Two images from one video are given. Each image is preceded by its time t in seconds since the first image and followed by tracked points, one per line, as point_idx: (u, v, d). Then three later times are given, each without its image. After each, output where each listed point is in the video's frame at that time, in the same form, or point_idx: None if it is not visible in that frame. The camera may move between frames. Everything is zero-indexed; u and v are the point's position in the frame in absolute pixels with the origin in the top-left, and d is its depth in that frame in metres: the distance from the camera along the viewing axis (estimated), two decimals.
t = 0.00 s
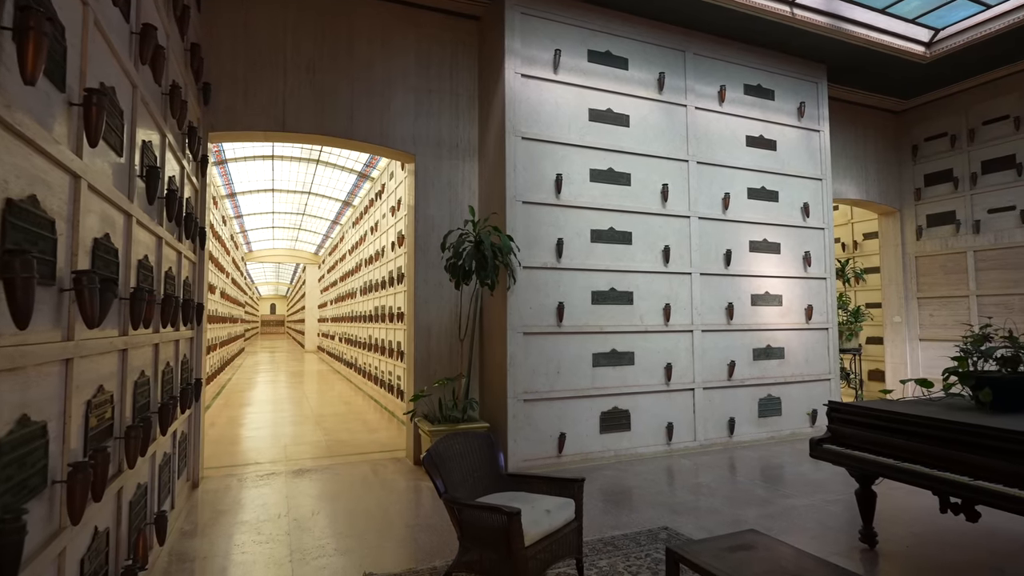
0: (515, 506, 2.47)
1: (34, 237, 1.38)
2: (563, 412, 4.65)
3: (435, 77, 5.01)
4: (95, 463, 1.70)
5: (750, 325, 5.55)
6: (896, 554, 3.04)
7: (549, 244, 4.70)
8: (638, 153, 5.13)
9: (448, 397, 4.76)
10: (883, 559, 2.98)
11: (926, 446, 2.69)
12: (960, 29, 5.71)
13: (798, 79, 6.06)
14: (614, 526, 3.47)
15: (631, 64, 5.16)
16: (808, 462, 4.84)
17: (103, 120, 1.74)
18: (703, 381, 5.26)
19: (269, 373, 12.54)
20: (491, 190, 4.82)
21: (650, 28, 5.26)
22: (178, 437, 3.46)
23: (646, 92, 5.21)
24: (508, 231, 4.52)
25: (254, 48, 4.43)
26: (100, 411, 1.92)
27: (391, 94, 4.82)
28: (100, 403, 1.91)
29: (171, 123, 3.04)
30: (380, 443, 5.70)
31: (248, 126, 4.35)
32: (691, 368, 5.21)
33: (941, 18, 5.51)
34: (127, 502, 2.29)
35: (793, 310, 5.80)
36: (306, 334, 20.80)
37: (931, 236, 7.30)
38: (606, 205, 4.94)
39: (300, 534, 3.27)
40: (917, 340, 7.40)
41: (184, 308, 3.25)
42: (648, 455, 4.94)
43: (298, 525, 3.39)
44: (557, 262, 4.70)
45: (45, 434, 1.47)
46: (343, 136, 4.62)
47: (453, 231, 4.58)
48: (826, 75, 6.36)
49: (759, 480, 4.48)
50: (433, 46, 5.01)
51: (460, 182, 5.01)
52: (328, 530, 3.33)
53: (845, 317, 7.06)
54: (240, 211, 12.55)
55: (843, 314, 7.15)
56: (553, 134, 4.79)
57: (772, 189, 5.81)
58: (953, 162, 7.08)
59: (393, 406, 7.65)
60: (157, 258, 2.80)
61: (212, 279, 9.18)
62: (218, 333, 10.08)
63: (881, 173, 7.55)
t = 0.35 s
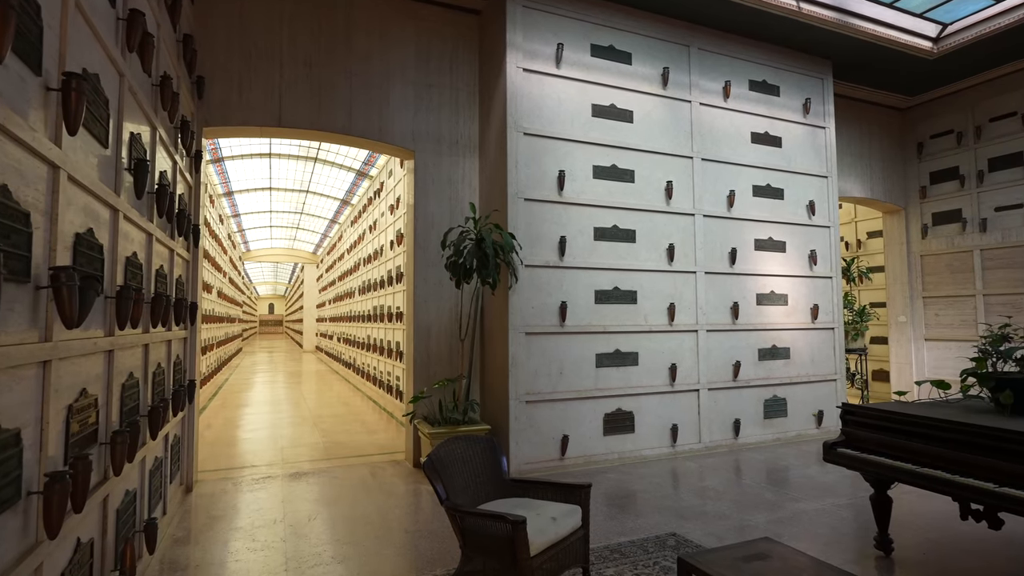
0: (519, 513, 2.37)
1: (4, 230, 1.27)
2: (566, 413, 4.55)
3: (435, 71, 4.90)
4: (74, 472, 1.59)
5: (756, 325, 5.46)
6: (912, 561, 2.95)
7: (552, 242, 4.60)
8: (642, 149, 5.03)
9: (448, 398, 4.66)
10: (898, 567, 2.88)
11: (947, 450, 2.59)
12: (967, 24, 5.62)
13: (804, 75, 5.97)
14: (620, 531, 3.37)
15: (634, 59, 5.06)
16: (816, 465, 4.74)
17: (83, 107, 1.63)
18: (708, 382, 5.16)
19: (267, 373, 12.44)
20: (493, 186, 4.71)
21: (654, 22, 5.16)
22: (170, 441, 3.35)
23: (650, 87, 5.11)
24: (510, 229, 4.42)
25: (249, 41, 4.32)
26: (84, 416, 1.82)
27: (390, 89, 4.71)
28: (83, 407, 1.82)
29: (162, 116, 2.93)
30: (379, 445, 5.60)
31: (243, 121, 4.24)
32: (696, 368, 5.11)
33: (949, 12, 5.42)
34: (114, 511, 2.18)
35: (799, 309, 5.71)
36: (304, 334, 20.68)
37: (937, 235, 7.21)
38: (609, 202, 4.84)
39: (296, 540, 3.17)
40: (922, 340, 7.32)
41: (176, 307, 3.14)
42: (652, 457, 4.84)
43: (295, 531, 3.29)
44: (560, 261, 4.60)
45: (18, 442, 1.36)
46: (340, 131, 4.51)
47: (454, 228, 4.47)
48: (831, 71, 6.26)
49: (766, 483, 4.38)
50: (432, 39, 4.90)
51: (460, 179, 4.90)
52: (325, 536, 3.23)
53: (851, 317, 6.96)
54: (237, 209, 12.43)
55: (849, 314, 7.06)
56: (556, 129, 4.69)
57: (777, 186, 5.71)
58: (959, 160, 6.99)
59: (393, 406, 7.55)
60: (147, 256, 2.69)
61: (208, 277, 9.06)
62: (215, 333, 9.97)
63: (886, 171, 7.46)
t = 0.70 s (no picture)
0: (528, 518, 2.26)
1: None
2: (571, 413, 4.45)
3: (437, 64, 4.79)
4: (56, 478, 1.49)
5: (763, 323, 5.36)
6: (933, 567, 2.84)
7: (557, 238, 4.49)
8: (648, 144, 4.93)
9: (451, 398, 4.55)
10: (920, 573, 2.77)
11: (975, 452, 2.46)
12: (978, 17, 5.50)
13: (811, 69, 5.87)
14: (629, 535, 3.26)
15: (640, 52, 4.96)
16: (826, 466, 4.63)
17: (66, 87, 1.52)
18: (715, 381, 5.07)
19: (266, 373, 12.33)
20: (496, 180, 4.61)
21: (660, 14, 5.06)
22: (164, 442, 3.25)
23: (656, 81, 5.01)
24: (514, 224, 4.32)
25: (246, 31, 4.21)
26: (69, 417, 1.72)
27: (390, 81, 4.60)
28: (69, 407, 1.72)
29: (155, 105, 2.81)
30: (379, 445, 5.49)
31: (239, 113, 4.13)
32: (703, 367, 5.01)
33: (960, 4, 5.30)
34: (103, 516, 2.08)
35: (807, 307, 5.61)
36: (303, 333, 20.57)
37: (944, 232, 7.11)
38: (615, 197, 4.74)
39: (295, 545, 3.06)
40: (930, 339, 7.22)
41: (171, 304, 3.04)
42: (659, 458, 4.74)
43: (294, 536, 3.18)
44: (565, 257, 4.50)
45: None
46: (340, 124, 4.40)
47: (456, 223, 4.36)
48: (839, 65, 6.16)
49: (776, 484, 4.28)
50: (434, 31, 4.80)
51: (463, 174, 4.80)
52: (325, 541, 3.12)
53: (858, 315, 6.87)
54: (235, 208, 12.32)
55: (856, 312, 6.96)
56: (560, 123, 4.58)
57: (784, 182, 5.61)
58: (967, 156, 6.89)
59: (393, 406, 7.44)
60: (140, 250, 2.58)
61: (205, 276, 8.94)
62: (213, 332, 9.85)
63: (893, 167, 7.36)
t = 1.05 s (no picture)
0: (544, 530, 2.15)
1: None
2: (580, 416, 4.34)
3: (442, 59, 4.68)
4: (43, 494, 1.38)
5: (775, 324, 5.25)
6: None
7: (565, 237, 4.38)
8: (657, 140, 4.81)
9: (457, 401, 4.45)
10: None
11: (1012, 460, 2.34)
12: (994, 11, 5.33)
13: (823, 65, 5.75)
14: (643, 543, 3.14)
15: (650, 46, 4.85)
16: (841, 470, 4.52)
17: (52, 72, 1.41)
18: (726, 383, 4.95)
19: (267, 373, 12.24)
20: (503, 178, 4.50)
21: (669, 8, 4.95)
22: (163, 447, 3.15)
23: (666, 76, 4.90)
24: (521, 223, 4.21)
25: (247, 25, 4.10)
26: (58, 427, 1.61)
27: (394, 76, 4.49)
28: (58, 416, 1.61)
29: (152, 98, 2.70)
30: (382, 449, 5.38)
31: (240, 108, 4.02)
32: (714, 369, 4.90)
33: None
34: (97, 529, 1.97)
35: (819, 307, 5.50)
36: (304, 333, 20.46)
37: (956, 230, 6.99)
38: (624, 195, 4.63)
39: (298, 555, 2.95)
40: (941, 339, 7.11)
41: (168, 304, 2.93)
42: (670, 462, 4.63)
43: (296, 545, 3.07)
44: (574, 256, 4.39)
45: None
46: (343, 120, 4.29)
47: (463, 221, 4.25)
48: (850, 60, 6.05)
49: (791, 489, 4.16)
50: (438, 26, 4.69)
51: (468, 171, 4.69)
52: (329, 551, 3.01)
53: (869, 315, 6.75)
54: (236, 207, 12.21)
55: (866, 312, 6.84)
56: (569, 118, 4.47)
57: (796, 180, 5.50)
58: (980, 153, 6.77)
59: (395, 408, 7.32)
60: (136, 249, 2.48)
61: (205, 276, 8.84)
62: (213, 332, 9.74)
63: (904, 165, 7.25)
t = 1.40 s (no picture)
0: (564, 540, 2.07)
1: None
2: (593, 419, 4.25)
3: (451, 55, 4.60)
4: (42, 507, 1.31)
5: (790, 324, 5.14)
6: None
7: (577, 236, 4.29)
8: (671, 137, 4.72)
9: (467, 403, 4.37)
10: None
11: None
12: (1014, 5, 5.20)
13: (838, 60, 5.64)
14: (661, 550, 3.05)
15: (663, 41, 4.75)
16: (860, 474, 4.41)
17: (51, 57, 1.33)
18: (741, 384, 4.85)
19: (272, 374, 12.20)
20: (513, 175, 4.41)
21: (682, 2, 4.84)
22: (168, 451, 3.07)
23: (680, 71, 4.80)
24: (533, 221, 4.12)
25: (253, 20, 4.02)
26: (59, 434, 1.53)
27: (402, 72, 4.41)
28: (58, 423, 1.53)
29: (157, 93, 2.63)
30: (390, 451, 5.30)
31: (246, 105, 3.94)
32: (728, 370, 4.80)
33: None
34: (99, 539, 1.89)
35: (834, 307, 5.39)
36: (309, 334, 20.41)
37: (973, 229, 6.87)
38: (637, 193, 4.54)
39: (306, 562, 2.87)
40: (957, 340, 6.99)
41: (174, 304, 2.85)
42: (684, 465, 4.53)
43: (305, 552, 2.99)
44: (586, 255, 4.30)
45: None
46: (350, 117, 4.21)
47: (474, 220, 4.17)
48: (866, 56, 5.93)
49: (809, 493, 4.06)
50: (447, 21, 4.60)
51: (478, 168, 4.60)
52: (338, 558, 2.92)
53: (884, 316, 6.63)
54: (241, 207, 12.17)
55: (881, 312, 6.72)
56: (581, 115, 4.38)
57: (811, 177, 5.39)
58: (997, 150, 6.64)
59: (402, 409, 7.24)
60: (140, 248, 2.40)
61: (210, 276, 8.77)
62: (219, 333, 9.69)
63: (919, 162, 7.12)
